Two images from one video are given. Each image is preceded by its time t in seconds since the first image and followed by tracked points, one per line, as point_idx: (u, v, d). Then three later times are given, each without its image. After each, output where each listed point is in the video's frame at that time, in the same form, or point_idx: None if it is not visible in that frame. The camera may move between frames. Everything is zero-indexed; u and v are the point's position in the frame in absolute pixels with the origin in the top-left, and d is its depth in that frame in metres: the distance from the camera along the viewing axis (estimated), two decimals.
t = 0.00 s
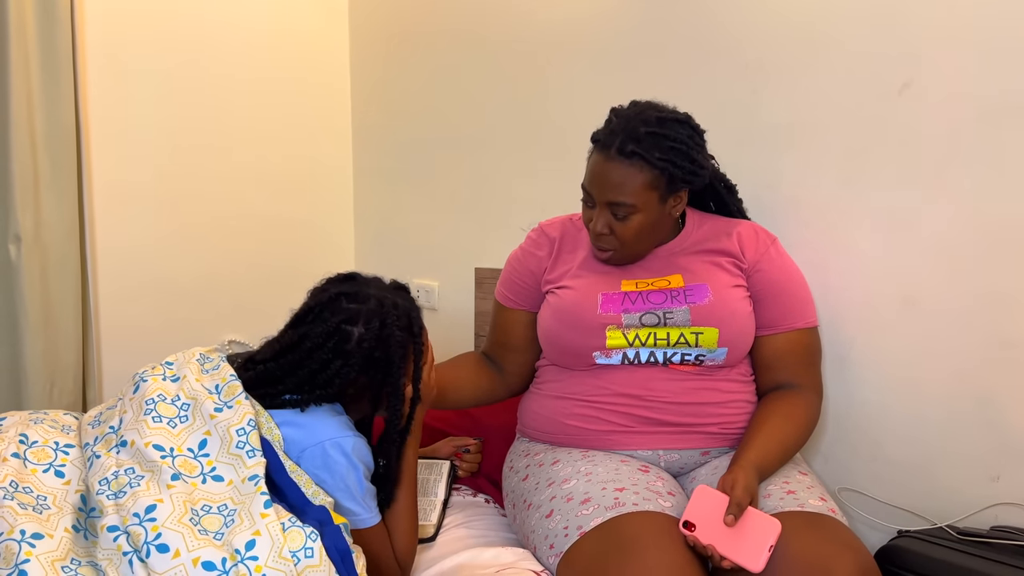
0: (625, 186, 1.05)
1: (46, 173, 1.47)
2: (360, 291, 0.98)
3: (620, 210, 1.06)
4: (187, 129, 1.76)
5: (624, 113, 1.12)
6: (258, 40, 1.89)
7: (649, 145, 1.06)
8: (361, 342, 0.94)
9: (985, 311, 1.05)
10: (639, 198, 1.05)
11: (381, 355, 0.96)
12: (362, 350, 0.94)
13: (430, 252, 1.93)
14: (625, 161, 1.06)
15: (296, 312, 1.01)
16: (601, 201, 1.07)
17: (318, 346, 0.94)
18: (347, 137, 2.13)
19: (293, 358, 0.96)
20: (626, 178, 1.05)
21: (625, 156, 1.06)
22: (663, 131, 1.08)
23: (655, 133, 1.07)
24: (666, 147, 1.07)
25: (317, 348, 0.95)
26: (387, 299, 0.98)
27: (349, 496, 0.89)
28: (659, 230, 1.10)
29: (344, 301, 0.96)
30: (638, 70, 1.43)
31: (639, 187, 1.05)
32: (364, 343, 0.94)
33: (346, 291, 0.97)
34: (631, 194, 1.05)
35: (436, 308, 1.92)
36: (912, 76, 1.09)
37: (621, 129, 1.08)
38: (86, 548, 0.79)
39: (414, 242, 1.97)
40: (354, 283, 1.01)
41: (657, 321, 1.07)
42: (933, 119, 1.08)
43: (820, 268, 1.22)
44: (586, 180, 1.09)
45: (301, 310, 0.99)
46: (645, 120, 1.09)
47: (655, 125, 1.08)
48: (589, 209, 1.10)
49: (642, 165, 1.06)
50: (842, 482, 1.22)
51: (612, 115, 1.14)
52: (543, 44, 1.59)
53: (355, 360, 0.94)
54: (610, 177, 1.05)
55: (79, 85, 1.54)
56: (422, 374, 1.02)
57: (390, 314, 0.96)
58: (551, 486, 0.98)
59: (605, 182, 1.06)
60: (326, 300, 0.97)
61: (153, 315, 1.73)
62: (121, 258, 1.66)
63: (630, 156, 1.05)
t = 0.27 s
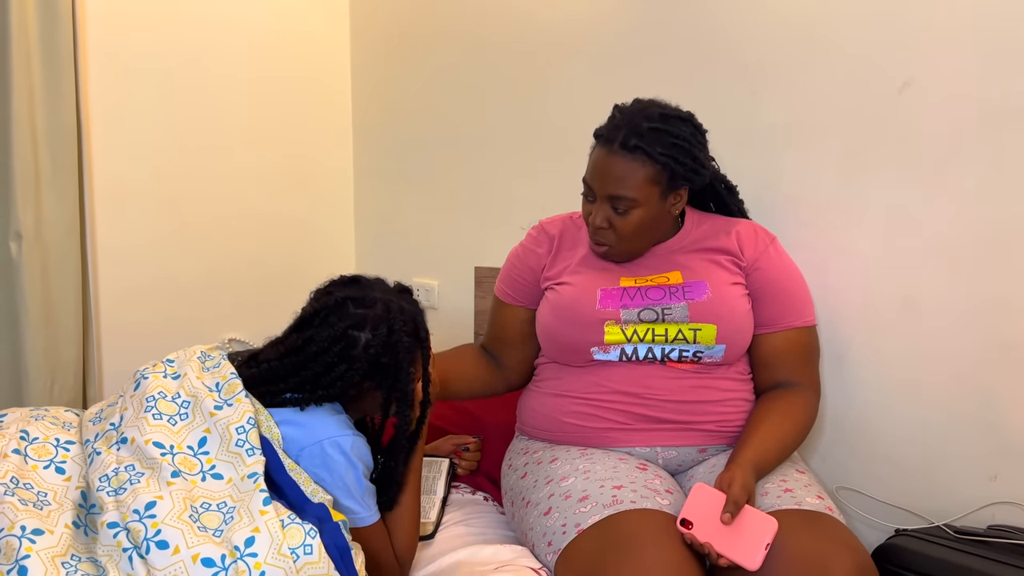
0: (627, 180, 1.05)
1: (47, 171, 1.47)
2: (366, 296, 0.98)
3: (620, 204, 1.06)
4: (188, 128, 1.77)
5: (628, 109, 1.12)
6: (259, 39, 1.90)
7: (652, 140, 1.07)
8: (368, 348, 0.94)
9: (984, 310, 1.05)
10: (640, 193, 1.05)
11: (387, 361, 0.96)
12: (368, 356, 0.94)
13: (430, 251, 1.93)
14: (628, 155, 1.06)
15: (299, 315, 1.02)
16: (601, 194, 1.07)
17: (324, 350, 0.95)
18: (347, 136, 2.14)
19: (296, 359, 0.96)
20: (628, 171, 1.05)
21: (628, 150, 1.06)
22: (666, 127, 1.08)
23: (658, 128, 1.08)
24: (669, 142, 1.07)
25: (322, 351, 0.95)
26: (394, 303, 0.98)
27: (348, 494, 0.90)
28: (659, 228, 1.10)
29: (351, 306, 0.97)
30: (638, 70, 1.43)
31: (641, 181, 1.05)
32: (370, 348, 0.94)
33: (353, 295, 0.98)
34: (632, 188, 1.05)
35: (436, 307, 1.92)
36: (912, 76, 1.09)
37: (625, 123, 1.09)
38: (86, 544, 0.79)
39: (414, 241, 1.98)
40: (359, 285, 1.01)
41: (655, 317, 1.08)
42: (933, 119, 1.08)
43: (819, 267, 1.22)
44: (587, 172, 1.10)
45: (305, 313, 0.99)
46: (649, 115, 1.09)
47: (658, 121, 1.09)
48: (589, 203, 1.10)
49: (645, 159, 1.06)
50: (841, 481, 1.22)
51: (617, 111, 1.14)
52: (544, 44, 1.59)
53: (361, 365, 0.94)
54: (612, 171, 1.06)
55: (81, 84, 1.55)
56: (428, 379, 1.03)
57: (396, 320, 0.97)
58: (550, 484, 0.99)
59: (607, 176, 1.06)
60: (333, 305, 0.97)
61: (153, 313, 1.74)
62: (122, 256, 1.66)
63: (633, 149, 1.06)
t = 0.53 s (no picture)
0: (625, 172, 1.06)
1: (48, 168, 1.47)
2: (359, 288, 0.98)
3: (618, 196, 1.07)
4: (189, 125, 1.77)
5: (627, 105, 1.14)
6: (261, 37, 1.90)
7: (650, 133, 1.08)
8: (365, 338, 0.95)
9: (981, 309, 1.05)
10: (638, 185, 1.06)
11: (384, 351, 0.97)
12: (365, 345, 0.95)
13: (430, 249, 1.93)
14: (627, 148, 1.07)
15: (292, 313, 1.02)
16: (600, 186, 1.08)
17: (320, 343, 0.96)
18: (349, 134, 2.14)
19: (294, 355, 0.97)
20: (626, 164, 1.06)
21: (627, 142, 1.07)
22: (665, 121, 1.10)
23: (658, 123, 1.09)
24: (667, 136, 1.09)
25: (319, 345, 0.96)
26: (387, 294, 0.98)
27: (349, 489, 0.90)
28: (655, 222, 1.11)
29: (344, 299, 0.97)
30: (638, 69, 1.43)
31: (640, 173, 1.06)
32: (367, 339, 0.95)
33: (346, 287, 0.98)
34: (630, 180, 1.06)
35: (436, 306, 1.93)
36: (912, 74, 1.10)
37: (624, 117, 1.10)
38: (87, 537, 0.80)
39: (414, 239, 1.98)
40: (351, 279, 1.02)
41: (653, 314, 1.08)
42: (932, 118, 1.08)
43: (818, 266, 1.22)
44: (586, 165, 1.10)
45: (299, 310, 0.99)
46: (649, 110, 1.11)
47: (657, 115, 1.10)
48: (588, 196, 1.10)
49: (643, 153, 1.07)
50: (839, 479, 1.23)
51: (617, 106, 1.16)
52: (545, 43, 1.60)
53: (359, 355, 0.95)
54: (611, 163, 1.07)
55: (83, 81, 1.55)
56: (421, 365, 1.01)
57: (391, 309, 0.97)
58: (549, 481, 0.99)
59: (606, 168, 1.07)
60: (326, 298, 0.97)
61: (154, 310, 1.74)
62: (123, 253, 1.67)
63: (632, 142, 1.07)
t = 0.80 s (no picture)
0: (625, 172, 1.07)
1: (51, 167, 1.48)
2: (356, 285, 1.00)
3: (617, 196, 1.08)
4: (192, 125, 1.78)
5: (627, 108, 1.15)
6: (263, 38, 1.91)
7: (651, 135, 1.09)
8: (365, 333, 0.97)
9: (977, 311, 1.06)
10: (637, 185, 1.07)
11: (384, 345, 0.98)
12: (365, 340, 0.97)
13: (430, 250, 1.94)
14: (627, 149, 1.09)
15: (290, 314, 1.03)
16: (600, 186, 1.09)
17: (321, 339, 0.97)
18: (350, 135, 2.15)
19: (295, 353, 0.98)
20: (626, 164, 1.08)
21: (627, 144, 1.09)
22: (665, 123, 1.11)
23: (658, 124, 1.10)
24: (667, 138, 1.10)
25: (320, 342, 0.97)
26: (384, 290, 1.01)
27: (348, 487, 0.91)
28: (655, 223, 1.12)
29: (342, 295, 0.99)
30: (639, 71, 1.44)
31: (639, 175, 1.07)
32: (366, 334, 0.97)
33: (342, 286, 1.00)
34: (629, 180, 1.07)
35: (436, 305, 1.94)
36: (909, 78, 1.10)
37: (626, 118, 1.12)
38: (89, 533, 0.80)
39: (414, 240, 1.99)
40: (346, 277, 1.04)
41: (649, 314, 1.09)
42: (929, 121, 1.09)
43: (816, 267, 1.23)
44: (587, 167, 1.12)
45: (298, 310, 1.01)
46: (650, 112, 1.12)
47: (658, 117, 1.11)
48: (588, 196, 1.12)
49: (643, 154, 1.08)
50: (835, 479, 1.24)
51: (619, 108, 1.17)
52: (545, 45, 1.61)
53: (359, 350, 0.97)
54: (611, 163, 1.08)
55: (86, 81, 1.56)
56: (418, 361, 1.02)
57: (388, 303, 0.99)
58: (546, 479, 1.00)
59: (607, 168, 1.08)
60: (325, 297, 0.99)
61: (155, 309, 1.75)
62: (124, 252, 1.68)
63: (632, 143, 1.08)
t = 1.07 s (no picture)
0: (628, 176, 1.07)
1: (55, 165, 1.49)
2: (360, 280, 1.02)
3: (621, 199, 1.08)
4: (194, 124, 1.79)
5: (631, 109, 1.14)
6: (265, 37, 1.92)
7: (654, 139, 1.09)
8: (368, 327, 0.98)
9: (977, 312, 1.07)
10: (640, 189, 1.07)
11: (388, 339, 0.99)
12: (369, 334, 0.98)
13: (431, 249, 1.95)
14: (632, 152, 1.08)
15: (294, 310, 1.05)
16: (603, 189, 1.09)
17: (325, 334, 0.98)
18: (352, 134, 2.16)
19: (300, 347, 1.00)
20: (629, 168, 1.07)
21: (631, 147, 1.08)
22: (669, 127, 1.10)
23: (662, 128, 1.10)
24: (671, 142, 1.10)
25: (325, 336, 0.98)
26: (388, 284, 1.02)
27: (350, 483, 0.92)
28: (657, 225, 1.12)
29: (345, 291, 1.00)
30: (639, 72, 1.45)
31: (642, 179, 1.07)
32: (370, 327, 0.98)
33: (347, 281, 1.01)
34: (633, 184, 1.07)
35: (437, 304, 1.94)
36: (908, 79, 1.11)
37: (629, 121, 1.11)
38: (94, 528, 0.81)
39: (415, 239, 2.00)
40: (349, 273, 1.05)
41: (650, 313, 1.10)
42: (930, 122, 1.09)
43: (816, 268, 1.24)
44: (591, 168, 1.12)
45: (303, 305, 1.03)
46: (654, 115, 1.11)
47: (662, 120, 1.11)
48: (591, 198, 1.12)
49: (646, 158, 1.08)
50: (834, 478, 1.24)
51: (622, 109, 1.16)
52: (546, 45, 1.61)
53: (363, 344, 0.98)
54: (615, 167, 1.08)
55: (90, 80, 1.57)
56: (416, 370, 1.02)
57: (392, 297, 1.01)
58: (547, 477, 1.01)
59: (610, 172, 1.08)
60: (328, 292, 1.01)
61: (157, 307, 1.76)
62: (127, 250, 1.68)
63: (636, 147, 1.08)
